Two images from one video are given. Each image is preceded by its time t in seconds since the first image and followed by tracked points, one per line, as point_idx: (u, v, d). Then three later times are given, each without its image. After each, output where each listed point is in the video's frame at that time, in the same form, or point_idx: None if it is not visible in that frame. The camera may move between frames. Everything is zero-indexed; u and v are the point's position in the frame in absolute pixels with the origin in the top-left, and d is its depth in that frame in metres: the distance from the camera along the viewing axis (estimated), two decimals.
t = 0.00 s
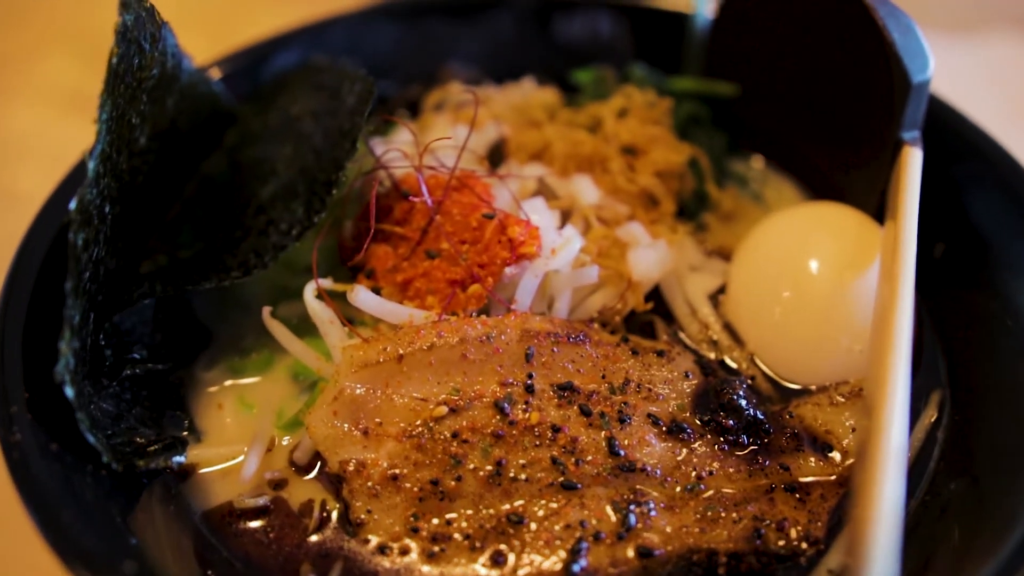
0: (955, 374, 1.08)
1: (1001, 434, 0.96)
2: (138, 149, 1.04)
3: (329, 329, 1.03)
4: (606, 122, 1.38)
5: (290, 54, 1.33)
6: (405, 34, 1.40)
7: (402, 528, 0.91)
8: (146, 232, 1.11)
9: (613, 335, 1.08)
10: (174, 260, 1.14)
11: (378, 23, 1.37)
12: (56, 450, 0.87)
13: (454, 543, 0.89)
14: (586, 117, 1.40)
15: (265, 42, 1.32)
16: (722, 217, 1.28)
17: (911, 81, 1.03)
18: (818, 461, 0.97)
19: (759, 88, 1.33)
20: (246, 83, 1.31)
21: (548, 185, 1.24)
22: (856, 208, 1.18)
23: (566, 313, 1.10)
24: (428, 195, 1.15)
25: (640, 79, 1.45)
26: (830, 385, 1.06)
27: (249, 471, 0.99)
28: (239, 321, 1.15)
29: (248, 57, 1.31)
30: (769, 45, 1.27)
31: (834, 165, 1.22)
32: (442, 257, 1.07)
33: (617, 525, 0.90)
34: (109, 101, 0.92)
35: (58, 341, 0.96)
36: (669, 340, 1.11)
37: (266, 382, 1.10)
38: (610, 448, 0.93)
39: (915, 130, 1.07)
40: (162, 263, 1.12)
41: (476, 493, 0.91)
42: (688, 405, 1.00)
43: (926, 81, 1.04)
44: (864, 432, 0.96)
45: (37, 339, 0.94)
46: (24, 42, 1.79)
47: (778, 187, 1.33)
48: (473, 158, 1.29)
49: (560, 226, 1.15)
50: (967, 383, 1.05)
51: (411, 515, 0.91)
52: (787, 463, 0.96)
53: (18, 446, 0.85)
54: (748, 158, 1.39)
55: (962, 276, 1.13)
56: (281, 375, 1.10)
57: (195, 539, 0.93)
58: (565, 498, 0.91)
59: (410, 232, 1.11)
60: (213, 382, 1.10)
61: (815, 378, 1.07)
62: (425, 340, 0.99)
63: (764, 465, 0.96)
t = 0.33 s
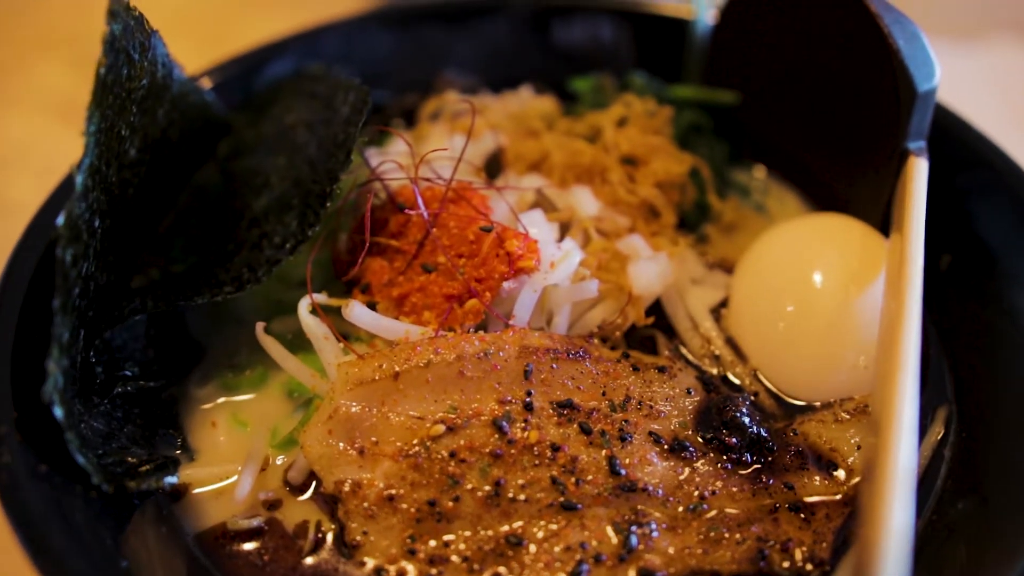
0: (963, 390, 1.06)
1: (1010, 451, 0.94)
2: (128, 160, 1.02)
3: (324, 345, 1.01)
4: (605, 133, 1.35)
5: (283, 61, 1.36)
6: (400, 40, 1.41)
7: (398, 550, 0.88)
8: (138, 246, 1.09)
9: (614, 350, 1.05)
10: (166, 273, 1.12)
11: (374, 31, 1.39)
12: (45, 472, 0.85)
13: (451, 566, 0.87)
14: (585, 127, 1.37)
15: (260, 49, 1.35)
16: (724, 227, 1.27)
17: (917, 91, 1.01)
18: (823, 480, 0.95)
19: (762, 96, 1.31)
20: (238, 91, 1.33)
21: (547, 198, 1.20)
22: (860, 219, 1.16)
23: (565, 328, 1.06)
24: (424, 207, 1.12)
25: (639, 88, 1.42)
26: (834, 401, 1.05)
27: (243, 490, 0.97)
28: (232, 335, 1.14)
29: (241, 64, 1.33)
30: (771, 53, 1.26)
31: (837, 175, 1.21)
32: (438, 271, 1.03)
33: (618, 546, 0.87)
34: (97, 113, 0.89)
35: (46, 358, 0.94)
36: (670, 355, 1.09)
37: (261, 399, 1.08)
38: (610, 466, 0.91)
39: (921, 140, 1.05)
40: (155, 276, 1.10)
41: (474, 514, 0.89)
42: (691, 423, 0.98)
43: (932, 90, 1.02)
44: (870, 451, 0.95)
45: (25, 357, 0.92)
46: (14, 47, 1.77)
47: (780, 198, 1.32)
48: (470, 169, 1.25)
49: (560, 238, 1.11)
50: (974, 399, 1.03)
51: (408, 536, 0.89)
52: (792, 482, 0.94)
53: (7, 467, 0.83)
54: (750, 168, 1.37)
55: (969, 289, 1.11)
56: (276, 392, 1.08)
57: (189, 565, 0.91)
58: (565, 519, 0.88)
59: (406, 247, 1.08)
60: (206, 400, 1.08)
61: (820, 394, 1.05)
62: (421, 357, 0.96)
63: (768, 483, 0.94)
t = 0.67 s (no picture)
0: (969, 408, 1.04)
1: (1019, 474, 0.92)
2: (115, 176, 1.00)
3: (316, 365, 0.98)
4: (603, 145, 1.32)
5: (276, 70, 1.34)
6: (394, 48, 1.40)
7: None
8: (128, 260, 1.09)
9: (613, 369, 1.03)
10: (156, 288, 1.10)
11: (368, 40, 1.37)
12: (29, 500, 0.83)
13: None
14: (584, 136, 1.35)
15: (252, 58, 1.33)
16: (724, 241, 1.25)
17: (921, 104, 0.99)
18: (827, 502, 0.93)
19: (764, 107, 1.29)
20: (231, 102, 1.31)
21: (545, 212, 1.17)
22: (864, 233, 1.14)
23: (562, 346, 1.03)
24: (418, 223, 1.09)
25: (639, 97, 1.41)
26: (838, 420, 1.03)
27: (233, 516, 0.94)
28: (225, 352, 1.12)
29: (233, 74, 1.31)
30: (772, 63, 1.24)
31: (839, 187, 1.19)
32: (433, 288, 1.00)
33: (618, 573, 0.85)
34: (81, 130, 0.87)
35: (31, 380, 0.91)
36: (671, 373, 1.07)
37: (253, 418, 1.06)
38: (610, 490, 0.89)
39: (926, 153, 1.03)
40: (144, 292, 1.08)
41: (471, 539, 0.86)
42: (692, 444, 0.95)
43: (937, 103, 1.00)
44: (876, 475, 0.93)
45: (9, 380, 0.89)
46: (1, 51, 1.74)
47: (783, 209, 1.30)
48: (465, 182, 1.22)
49: (557, 255, 1.08)
50: (981, 418, 1.02)
51: (403, 562, 0.86)
52: (795, 505, 0.92)
53: None
54: (752, 179, 1.35)
55: (975, 304, 1.09)
56: (268, 411, 1.06)
57: None
58: (564, 545, 0.86)
59: (400, 263, 1.04)
60: (196, 420, 1.05)
61: (824, 413, 1.03)
62: (416, 378, 0.93)
63: (771, 506, 0.91)
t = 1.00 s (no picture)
0: (977, 431, 1.02)
1: None
2: (100, 194, 0.97)
3: (307, 388, 0.96)
4: (601, 156, 1.29)
5: (268, 79, 1.32)
6: (389, 56, 1.38)
7: None
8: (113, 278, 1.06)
9: (612, 391, 1.01)
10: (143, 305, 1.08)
11: (363, 50, 1.36)
12: (11, 533, 0.81)
13: None
14: (583, 147, 1.33)
15: (242, 66, 1.31)
16: (725, 254, 1.23)
17: (929, 119, 0.97)
18: (832, 529, 0.91)
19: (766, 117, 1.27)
20: (221, 112, 1.29)
21: (541, 229, 1.15)
22: (867, 249, 1.12)
23: (559, 368, 1.01)
24: (412, 241, 1.06)
25: (638, 108, 1.39)
26: (842, 443, 1.00)
27: (221, 544, 0.92)
28: (213, 372, 1.10)
29: (224, 84, 1.28)
30: (775, 73, 1.22)
31: (840, 202, 1.18)
32: (427, 309, 0.97)
33: None
34: (64, 151, 0.84)
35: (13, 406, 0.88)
36: (672, 395, 1.04)
37: (242, 441, 1.04)
38: (609, 519, 0.86)
39: (933, 169, 1.00)
40: (131, 309, 1.06)
41: (465, 568, 0.83)
42: (692, 469, 0.93)
43: (944, 118, 0.98)
44: (882, 501, 0.91)
45: None
46: None
47: (785, 220, 1.29)
48: (459, 198, 1.19)
49: (554, 274, 1.05)
50: (988, 440, 1.00)
51: None
52: (799, 531, 0.90)
53: None
54: (754, 191, 1.33)
55: (983, 321, 1.07)
56: (259, 433, 1.04)
57: None
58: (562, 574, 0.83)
59: (393, 282, 1.02)
60: (184, 443, 1.03)
61: (828, 436, 1.01)
62: (410, 403, 0.90)
63: (774, 532, 0.89)
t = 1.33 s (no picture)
0: (987, 454, 1.00)
1: None
2: (85, 214, 0.94)
3: (296, 415, 0.93)
4: (599, 170, 1.26)
5: (258, 90, 1.29)
6: (383, 64, 1.36)
7: None
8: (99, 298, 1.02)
9: (611, 416, 0.98)
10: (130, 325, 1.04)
11: (357, 58, 1.33)
12: None
13: None
14: (582, 159, 1.29)
15: (233, 77, 1.28)
16: (728, 270, 1.21)
17: (937, 134, 0.94)
18: (836, 557, 0.88)
19: (773, 125, 1.25)
20: (211, 124, 1.27)
21: (539, 246, 1.12)
22: (873, 265, 1.09)
23: (555, 393, 0.98)
24: (405, 260, 1.03)
25: (638, 120, 1.36)
26: (848, 468, 0.98)
27: None
28: (205, 393, 1.07)
29: (214, 97, 1.26)
30: (783, 82, 1.20)
31: (846, 217, 1.15)
32: (421, 331, 0.94)
33: None
34: (42, 174, 0.82)
35: None
36: (674, 419, 1.01)
37: (232, 466, 1.02)
38: (609, 551, 0.82)
39: (941, 185, 0.97)
40: (118, 330, 1.02)
41: None
42: (694, 496, 0.89)
43: (954, 132, 0.94)
44: (892, 529, 0.88)
45: None
46: None
47: (789, 235, 1.26)
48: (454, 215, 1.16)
49: (552, 295, 1.02)
50: (1001, 465, 0.97)
51: None
52: (804, 561, 0.87)
53: None
54: (757, 204, 1.32)
55: (992, 340, 1.04)
56: (248, 457, 1.02)
57: None
58: None
59: (386, 303, 0.99)
60: (173, 468, 1.02)
61: (833, 461, 0.98)
62: (403, 431, 0.87)
63: (779, 563, 0.86)
